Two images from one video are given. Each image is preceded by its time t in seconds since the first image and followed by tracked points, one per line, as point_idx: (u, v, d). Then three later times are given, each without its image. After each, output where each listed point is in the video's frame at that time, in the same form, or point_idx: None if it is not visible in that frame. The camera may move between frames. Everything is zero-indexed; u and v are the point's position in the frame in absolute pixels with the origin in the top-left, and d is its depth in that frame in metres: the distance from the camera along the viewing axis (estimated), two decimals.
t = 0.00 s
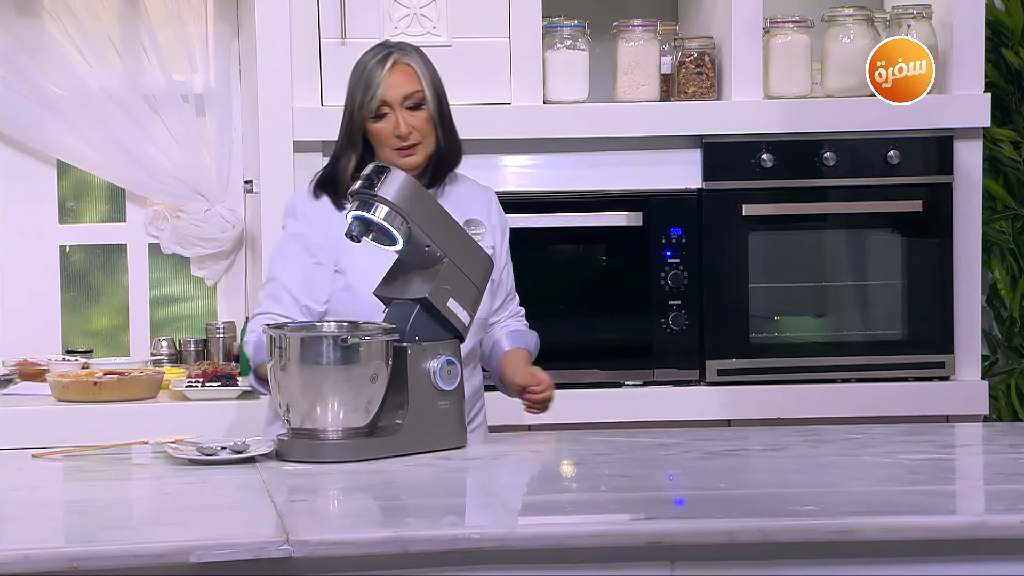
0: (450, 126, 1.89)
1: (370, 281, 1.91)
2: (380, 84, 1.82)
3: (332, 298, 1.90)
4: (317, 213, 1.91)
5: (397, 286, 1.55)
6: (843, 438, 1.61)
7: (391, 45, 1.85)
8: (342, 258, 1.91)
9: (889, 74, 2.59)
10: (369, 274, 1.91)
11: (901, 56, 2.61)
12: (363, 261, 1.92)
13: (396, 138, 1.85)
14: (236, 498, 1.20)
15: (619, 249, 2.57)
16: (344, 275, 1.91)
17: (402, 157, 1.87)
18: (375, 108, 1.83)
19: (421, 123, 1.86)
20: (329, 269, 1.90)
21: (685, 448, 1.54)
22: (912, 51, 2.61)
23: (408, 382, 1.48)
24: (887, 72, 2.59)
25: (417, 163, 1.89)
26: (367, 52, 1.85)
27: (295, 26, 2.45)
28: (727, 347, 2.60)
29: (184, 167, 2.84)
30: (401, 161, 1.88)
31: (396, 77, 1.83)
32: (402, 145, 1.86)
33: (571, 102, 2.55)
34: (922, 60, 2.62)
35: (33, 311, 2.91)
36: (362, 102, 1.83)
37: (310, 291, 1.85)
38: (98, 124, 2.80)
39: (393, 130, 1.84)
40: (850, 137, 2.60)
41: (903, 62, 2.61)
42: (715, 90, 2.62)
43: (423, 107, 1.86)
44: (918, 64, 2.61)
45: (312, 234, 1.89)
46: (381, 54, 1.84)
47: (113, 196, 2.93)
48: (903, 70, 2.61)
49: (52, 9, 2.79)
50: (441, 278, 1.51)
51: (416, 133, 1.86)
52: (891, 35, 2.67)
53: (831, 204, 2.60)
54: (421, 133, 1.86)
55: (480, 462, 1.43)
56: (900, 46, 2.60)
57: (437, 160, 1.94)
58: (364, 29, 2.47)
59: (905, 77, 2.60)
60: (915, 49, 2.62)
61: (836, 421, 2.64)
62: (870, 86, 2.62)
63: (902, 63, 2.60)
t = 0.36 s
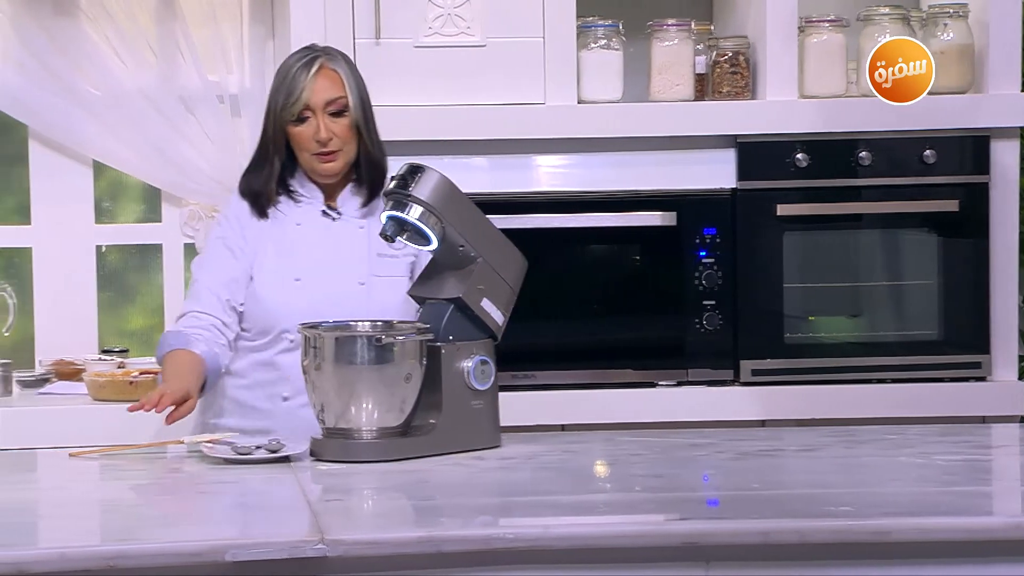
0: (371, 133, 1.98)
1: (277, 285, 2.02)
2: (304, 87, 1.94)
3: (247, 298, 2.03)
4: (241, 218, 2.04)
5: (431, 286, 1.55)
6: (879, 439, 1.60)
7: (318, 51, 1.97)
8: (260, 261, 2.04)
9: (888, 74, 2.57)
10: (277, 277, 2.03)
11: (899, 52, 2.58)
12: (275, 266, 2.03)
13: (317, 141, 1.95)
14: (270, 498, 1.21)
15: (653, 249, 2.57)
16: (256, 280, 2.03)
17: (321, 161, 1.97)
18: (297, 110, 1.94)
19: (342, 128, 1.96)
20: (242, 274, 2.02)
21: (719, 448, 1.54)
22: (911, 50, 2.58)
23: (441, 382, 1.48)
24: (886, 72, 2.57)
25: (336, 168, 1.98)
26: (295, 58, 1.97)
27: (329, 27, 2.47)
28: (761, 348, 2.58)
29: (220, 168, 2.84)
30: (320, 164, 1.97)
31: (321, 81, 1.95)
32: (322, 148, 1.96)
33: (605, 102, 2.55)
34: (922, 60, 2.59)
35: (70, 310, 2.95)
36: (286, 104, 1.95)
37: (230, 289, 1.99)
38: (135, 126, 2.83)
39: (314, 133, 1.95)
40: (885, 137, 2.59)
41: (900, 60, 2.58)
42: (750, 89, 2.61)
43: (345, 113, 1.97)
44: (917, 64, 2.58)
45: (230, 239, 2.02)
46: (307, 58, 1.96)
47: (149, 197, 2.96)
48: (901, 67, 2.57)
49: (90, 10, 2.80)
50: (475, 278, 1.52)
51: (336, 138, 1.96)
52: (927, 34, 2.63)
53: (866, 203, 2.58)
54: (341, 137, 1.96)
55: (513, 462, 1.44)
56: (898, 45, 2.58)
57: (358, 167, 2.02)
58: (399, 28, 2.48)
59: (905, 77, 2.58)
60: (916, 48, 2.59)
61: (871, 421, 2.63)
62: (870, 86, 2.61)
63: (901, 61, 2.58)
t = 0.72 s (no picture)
0: (358, 130, 1.95)
1: (258, 287, 1.95)
2: (298, 72, 1.89)
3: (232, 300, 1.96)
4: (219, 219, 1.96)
5: (505, 285, 1.57)
6: (957, 439, 1.57)
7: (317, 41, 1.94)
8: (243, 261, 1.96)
9: (888, 73, 2.50)
10: (256, 279, 1.95)
11: (899, 52, 2.52)
12: (256, 267, 1.95)
13: (302, 127, 1.90)
14: (346, 495, 1.22)
15: (727, 248, 2.55)
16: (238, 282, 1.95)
17: (303, 149, 1.91)
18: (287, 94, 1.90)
19: (330, 118, 1.92)
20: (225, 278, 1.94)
21: (795, 448, 1.52)
22: (910, 50, 2.52)
23: (515, 380, 1.50)
24: (885, 72, 2.50)
25: (317, 159, 1.92)
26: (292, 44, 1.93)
27: (404, 26, 2.48)
28: (837, 347, 2.55)
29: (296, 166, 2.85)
30: (300, 152, 1.91)
31: (316, 70, 1.90)
32: (306, 135, 1.91)
33: (679, 100, 2.54)
34: (922, 60, 2.53)
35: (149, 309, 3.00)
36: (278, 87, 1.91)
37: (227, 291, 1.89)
38: (214, 126, 2.82)
39: (301, 118, 1.90)
40: (964, 134, 2.54)
41: (900, 59, 2.51)
42: (826, 87, 2.58)
43: (334, 104, 1.92)
44: (917, 64, 2.52)
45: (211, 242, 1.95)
46: (304, 45, 1.92)
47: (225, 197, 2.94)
48: (902, 67, 2.51)
49: (166, 10, 2.79)
50: (548, 277, 1.52)
51: (322, 127, 1.91)
52: (1007, 31, 2.58)
53: (944, 201, 2.54)
54: (327, 128, 1.91)
55: (586, 462, 1.44)
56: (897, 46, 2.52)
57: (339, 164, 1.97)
58: (473, 27, 2.49)
59: (905, 77, 2.51)
60: (915, 48, 2.53)
61: (949, 422, 2.58)
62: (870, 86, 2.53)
63: (900, 61, 2.51)
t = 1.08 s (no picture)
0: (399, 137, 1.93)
1: (280, 284, 1.93)
2: (343, 76, 1.87)
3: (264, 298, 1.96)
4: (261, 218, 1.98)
5: (584, 284, 1.57)
6: None
7: (363, 43, 1.92)
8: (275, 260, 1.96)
9: (887, 74, 2.47)
10: (280, 277, 1.93)
11: (900, 52, 2.48)
12: (283, 265, 1.94)
13: (344, 131, 1.89)
14: (426, 493, 1.23)
15: (807, 247, 2.52)
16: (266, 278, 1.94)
17: (343, 153, 1.90)
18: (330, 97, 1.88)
19: (372, 124, 1.90)
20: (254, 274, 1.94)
21: (876, 449, 1.51)
22: (911, 49, 2.48)
23: (595, 379, 1.50)
24: (885, 73, 2.47)
25: (357, 164, 1.91)
26: (339, 45, 1.91)
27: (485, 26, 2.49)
28: (920, 348, 2.51)
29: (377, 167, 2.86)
30: (340, 157, 1.90)
31: (361, 74, 1.89)
32: (346, 140, 1.90)
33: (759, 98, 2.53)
34: (922, 59, 2.48)
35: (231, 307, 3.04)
36: (321, 90, 1.89)
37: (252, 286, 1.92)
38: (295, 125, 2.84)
39: (342, 123, 1.88)
40: None
41: (900, 59, 2.47)
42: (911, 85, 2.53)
43: (376, 109, 1.91)
44: (918, 64, 2.47)
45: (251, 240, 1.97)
46: (349, 48, 1.90)
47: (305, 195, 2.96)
48: (902, 67, 2.47)
49: (249, 10, 2.81)
50: (628, 276, 1.52)
51: (363, 132, 1.90)
52: None
53: None
54: (368, 133, 1.90)
55: (666, 461, 1.44)
56: (898, 46, 2.48)
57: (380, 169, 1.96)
58: (553, 27, 2.50)
59: (906, 77, 2.47)
60: (916, 47, 2.49)
61: None
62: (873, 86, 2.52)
63: (901, 61, 2.47)
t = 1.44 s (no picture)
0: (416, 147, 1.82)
1: (308, 283, 1.89)
2: (352, 89, 1.77)
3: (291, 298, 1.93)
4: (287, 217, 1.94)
5: (642, 284, 1.57)
6: None
7: (378, 47, 1.80)
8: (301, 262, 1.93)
9: (887, 74, 2.50)
10: (308, 276, 1.89)
11: (899, 52, 2.51)
12: (311, 264, 1.90)
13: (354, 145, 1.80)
14: (484, 493, 1.24)
15: (868, 246, 2.50)
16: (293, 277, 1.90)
17: (358, 165, 1.82)
18: (340, 109, 1.78)
19: (384, 135, 1.80)
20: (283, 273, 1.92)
21: (937, 450, 1.49)
22: (912, 49, 2.50)
23: (653, 379, 1.50)
24: (885, 73, 2.51)
25: (375, 174, 1.83)
26: (356, 50, 1.81)
27: (542, 26, 2.50)
28: (982, 348, 2.48)
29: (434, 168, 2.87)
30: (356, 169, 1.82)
31: (371, 84, 1.78)
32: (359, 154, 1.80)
33: (818, 97, 2.51)
34: (922, 60, 2.48)
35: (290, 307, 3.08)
36: (332, 101, 1.80)
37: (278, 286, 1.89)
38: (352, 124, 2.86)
39: (352, 136, 1.79)
40: None
41: (900, 59, 2.51)
42: (972, 82, 2.52)
43: (390, 120, 1.80)
44: (918, 63, 2.48)
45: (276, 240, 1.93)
46: (365, 54, 1.80)
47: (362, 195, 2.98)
48: (901, 67, 2.50)
49: (308, 11, 2.83)
50: (687, 275, 1.52)
51: (375, 145, 1.80)
52: None
53: None
54: (381, 146, 1.80)
55: (725, 462, 1.44)
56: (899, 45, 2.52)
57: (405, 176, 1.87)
58: (612, 26, 2.50)
59: (906, 77, 2.49)
60: (917, 48, 2.50)
61: None
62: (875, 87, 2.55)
63: (900, 61, 2.50)
